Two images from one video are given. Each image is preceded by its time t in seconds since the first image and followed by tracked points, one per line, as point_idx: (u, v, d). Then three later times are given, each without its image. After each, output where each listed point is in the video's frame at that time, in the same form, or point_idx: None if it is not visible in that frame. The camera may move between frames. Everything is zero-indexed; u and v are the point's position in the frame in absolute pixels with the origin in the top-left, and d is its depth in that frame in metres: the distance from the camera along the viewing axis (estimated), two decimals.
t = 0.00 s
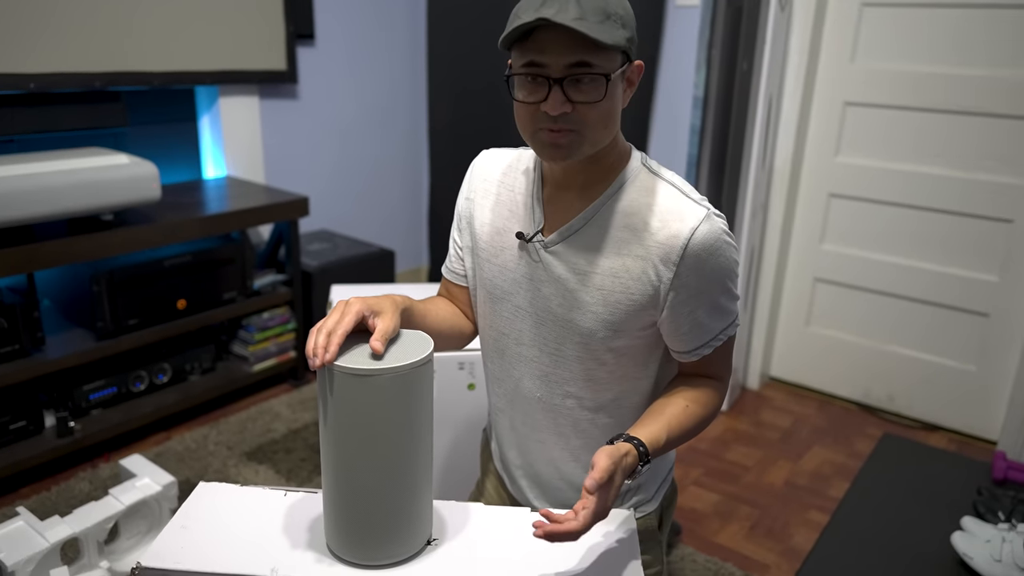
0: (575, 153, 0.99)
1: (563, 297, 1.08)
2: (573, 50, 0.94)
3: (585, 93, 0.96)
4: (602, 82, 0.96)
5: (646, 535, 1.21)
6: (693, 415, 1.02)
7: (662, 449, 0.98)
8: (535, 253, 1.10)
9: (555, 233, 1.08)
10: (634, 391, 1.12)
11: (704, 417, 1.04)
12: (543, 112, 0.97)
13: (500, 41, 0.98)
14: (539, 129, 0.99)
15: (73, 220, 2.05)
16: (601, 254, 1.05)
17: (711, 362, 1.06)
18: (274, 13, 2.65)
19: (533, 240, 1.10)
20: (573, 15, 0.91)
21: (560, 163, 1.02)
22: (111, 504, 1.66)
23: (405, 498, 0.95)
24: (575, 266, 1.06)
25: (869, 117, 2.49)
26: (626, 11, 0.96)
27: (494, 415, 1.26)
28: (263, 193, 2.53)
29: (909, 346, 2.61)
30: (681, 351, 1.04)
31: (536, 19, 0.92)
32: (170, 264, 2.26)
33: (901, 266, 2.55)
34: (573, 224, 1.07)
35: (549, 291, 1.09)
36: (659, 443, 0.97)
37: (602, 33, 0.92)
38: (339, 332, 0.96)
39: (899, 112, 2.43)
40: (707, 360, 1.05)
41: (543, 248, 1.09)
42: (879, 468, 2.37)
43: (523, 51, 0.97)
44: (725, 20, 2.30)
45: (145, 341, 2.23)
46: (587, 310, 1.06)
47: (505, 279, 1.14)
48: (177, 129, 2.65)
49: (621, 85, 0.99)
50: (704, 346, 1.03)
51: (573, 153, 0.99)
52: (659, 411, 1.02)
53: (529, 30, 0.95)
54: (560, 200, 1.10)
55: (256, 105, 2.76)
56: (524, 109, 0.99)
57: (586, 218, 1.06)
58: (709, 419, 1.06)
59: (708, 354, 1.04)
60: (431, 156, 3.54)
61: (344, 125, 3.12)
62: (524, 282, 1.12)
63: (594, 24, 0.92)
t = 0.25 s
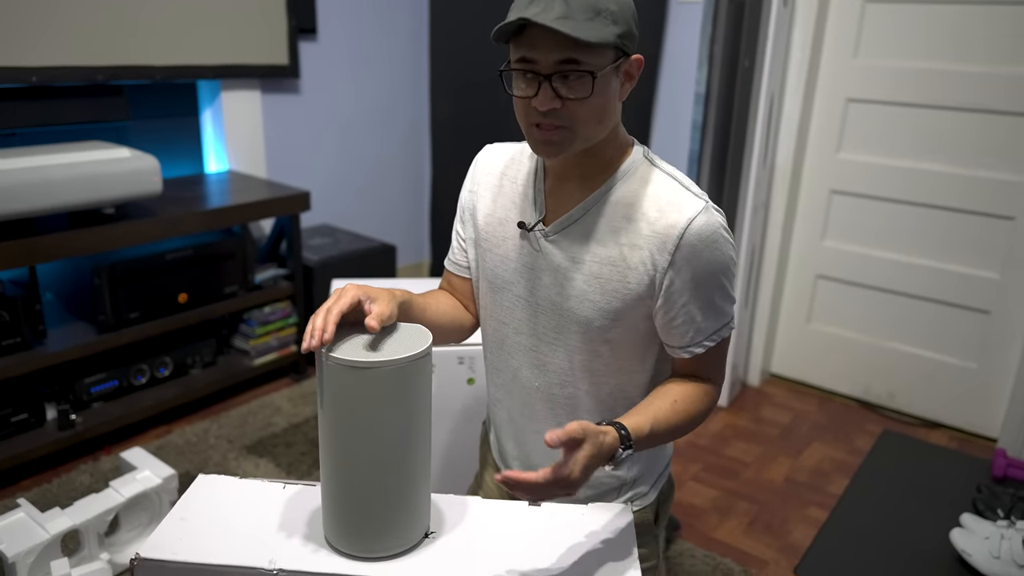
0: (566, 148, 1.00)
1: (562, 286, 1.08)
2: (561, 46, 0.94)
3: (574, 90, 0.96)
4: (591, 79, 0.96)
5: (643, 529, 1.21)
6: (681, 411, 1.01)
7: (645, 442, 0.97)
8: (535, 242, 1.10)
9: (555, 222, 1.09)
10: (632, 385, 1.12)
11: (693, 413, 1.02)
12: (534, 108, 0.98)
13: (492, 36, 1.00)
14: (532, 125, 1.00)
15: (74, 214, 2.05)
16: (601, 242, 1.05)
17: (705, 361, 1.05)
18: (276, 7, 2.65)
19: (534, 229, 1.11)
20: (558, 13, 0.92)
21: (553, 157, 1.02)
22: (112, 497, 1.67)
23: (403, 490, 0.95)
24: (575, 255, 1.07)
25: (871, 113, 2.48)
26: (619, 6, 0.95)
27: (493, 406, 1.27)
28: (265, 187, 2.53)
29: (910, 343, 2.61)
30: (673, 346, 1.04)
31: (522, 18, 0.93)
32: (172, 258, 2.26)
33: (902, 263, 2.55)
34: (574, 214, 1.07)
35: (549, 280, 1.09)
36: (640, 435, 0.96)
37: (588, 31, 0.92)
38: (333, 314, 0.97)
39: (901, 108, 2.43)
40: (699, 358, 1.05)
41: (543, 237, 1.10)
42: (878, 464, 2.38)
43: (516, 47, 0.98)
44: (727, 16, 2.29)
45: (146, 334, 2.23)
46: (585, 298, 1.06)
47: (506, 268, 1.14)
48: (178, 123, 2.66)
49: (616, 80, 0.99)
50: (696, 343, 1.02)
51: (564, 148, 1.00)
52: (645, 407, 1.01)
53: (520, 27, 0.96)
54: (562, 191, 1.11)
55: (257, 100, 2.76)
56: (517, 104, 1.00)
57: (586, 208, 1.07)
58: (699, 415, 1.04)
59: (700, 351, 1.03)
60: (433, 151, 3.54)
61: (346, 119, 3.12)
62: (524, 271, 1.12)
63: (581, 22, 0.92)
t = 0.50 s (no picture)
0: (569, 133, 1.02)
1: (564, 272, 1.08)
2: (569, 33, 0.96)
3: (579, 76, 0.98)
4: (596, 66, 0.98)
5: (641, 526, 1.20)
6: (636, 401, 0.95)
7: (579, 413, 0.89)
8: (542, 230, 1.11)
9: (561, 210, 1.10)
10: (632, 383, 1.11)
11: (647, 412, 0.95)
12: (541, 91, 1.01)
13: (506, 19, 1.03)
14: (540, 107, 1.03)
15: (77, 208, 2.06)
16: (605, 230, 1.05)
17: (679, 364, 0.99)
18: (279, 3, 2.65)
19: (541, 217, 1.11)
20: None
21: (558, 141, 1.04)
22: (115, 491, 1.67)
23: (403, 486, 0.95)
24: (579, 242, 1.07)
25: (874, 111, 2.48)
26: None
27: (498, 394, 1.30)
28: (267, 183, 2.53)
29: (912, 342, 2.61)
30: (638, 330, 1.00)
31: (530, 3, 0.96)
32: (175, 253, 2.27)
33: (905, 261, 2.55)
34: (580, 203, 1.08)
35: (553, 267, 1.10)
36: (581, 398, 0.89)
37: (594, 19, 0.94)
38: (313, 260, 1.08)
39: (904, 106, 2.43)
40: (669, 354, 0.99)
41: (550, 225, 1.10)
42: (879, 463, 2.38)
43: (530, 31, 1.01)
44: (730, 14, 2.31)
45: (150, 329, 2.24)
46: (587, 285, 1.06)
47: (514, 257, 1.15)
48: (181, 118, 2.66)
49: (625, 71, 1.00)
50: (656, 333, 0.98)
51: (568, 132, 1.02)
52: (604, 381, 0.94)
53: (532, 11, 0.99)
54: (570, 181, 1.11)
55: (260, 95, 2.76)
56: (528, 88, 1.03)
57: (593, 196, 1.07)
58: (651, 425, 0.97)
59: (668, 346, 0.98)
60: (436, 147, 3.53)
61: (349, 115, 3.13)
62: (531, 259, 1.13)
63: (587, 10, 0.93)
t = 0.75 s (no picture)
0: (571, 119, 1.02)
1: (565, 262, 1.09)
2: (569, 22, 0.97)
3: (579, 63, 0.98)
4: (596, 53, 0.98)
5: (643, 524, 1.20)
6: (639, 380, 0.92)
7: (584, 384, 0.86)
8: (546, 222, 1.12)
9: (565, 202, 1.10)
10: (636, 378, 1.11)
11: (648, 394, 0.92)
12: (544, 80, 1.01)
13: (511, 15, 1.05)
14: (543, 98, 1.03)
15: (82, 203, 2.06)
16: (606, 221, 1.05)
17: (673, 355, 0.97)
18: None
19: (545, 209, 1.12)
20: None
21: (560, 129, 1.04)
22: (118, 484, 1.68)
23: (405, 480, 0.95)
24: (580, 232, 1.07)
25: (879, 110, 2.47)
26: None
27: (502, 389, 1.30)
28: (271, 179, 2.53)
29: (915, 341, 2.61)
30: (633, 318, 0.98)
31: None
32: (180, 248, 2.27)
33: (908, 260, 2.54)
34: (583, 194, 1.08)
35: (555, 258, 1.10)
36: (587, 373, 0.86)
37: (592, 5, 0.94)
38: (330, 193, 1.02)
39: (909, 105, 2.42)
40: (665, 343, 0.96)
41: (553, 216, 1.11)
42: (882, 462, 2.37)
43: (534, 24, 1.02)
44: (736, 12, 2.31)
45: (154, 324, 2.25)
46: (587, 275, 1.06)
47: (519, 248, 1.16)
48: (186, 113, 2.66)
49: (626, 60, 1.00)
50: (651, 319, 0.96)
51: (569, 119, 1.02)
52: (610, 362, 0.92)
53: (537, 4, 1.00)
54: (576, 175, 1.12)
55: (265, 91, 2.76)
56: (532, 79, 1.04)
57: (595, 188, 1.08)
58: (653, 412, 0.94)
59: (665, 336, 0.96)
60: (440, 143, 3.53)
61: (353, 111, 3.13)
62: (535, 251, 1.13)
63: None
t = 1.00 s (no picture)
0: (580, 114, 1.01)
1: (564, 259, 1.08)
2: (570, 15, 0.98)
3: (585, 55, 0.99)
4: (601, 44, 0.98)
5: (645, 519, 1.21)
6: (688, 400, 0.99)
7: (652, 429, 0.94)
8: (546, 219, 1.12)
9: (564, 199, 1.10)
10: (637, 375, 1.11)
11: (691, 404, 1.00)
12: (547, 77, 1.01)
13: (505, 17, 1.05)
14: (548, 95, 1.03)
15: (86, 197, 2.06)
16: (604, 218, 1.05)
17: (693, 350, 1.02)
18: None
19: (545, 207, 1.12)
20: None
21: (565, 125, 1.04)
22: (121, 479, 1.68)
23: (406, 475, 0.95)
24: (578, 229, 1.07)
25: (884, 107, 2.47)
26: None
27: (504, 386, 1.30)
28: (274, 174, 2.53)
29: (918, 339, 2.61)
30: (659, 328, 1.01)
31: None
32: (183, 243, 2.27)
33: (912, 258, 2.54)
34: (582, 191, 1.08)
35: (554, 256, 1.10)
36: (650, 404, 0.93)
37: None
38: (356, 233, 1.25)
39: (913, 102, 2.41)
40: (687, 344, 1.01)
41: (553, 214, 1.11)
42: (885, 461, 2.37)
43: (530, 23, 1.02)
44: (741, 8, 2.30)
45: (156, 319, 2.25)
46: (586, 272, 1.06)
47: (518, 247, 1.16)
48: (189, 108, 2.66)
49: (627, 50, 1.01)
50: (679, 326, 0.99)
51: (577, 114, 1.01)
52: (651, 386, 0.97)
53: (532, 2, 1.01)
54: (576, 172, 1.12)
55: (268, 86, 2.75)
56: (533, 78, 1.03)
57: (594, 185, 1.08)
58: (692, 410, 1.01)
59: (689, 338, 1.00)
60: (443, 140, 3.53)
61: (357, 107, 3.12)
62: (534, 249, 1.13)
63: None
